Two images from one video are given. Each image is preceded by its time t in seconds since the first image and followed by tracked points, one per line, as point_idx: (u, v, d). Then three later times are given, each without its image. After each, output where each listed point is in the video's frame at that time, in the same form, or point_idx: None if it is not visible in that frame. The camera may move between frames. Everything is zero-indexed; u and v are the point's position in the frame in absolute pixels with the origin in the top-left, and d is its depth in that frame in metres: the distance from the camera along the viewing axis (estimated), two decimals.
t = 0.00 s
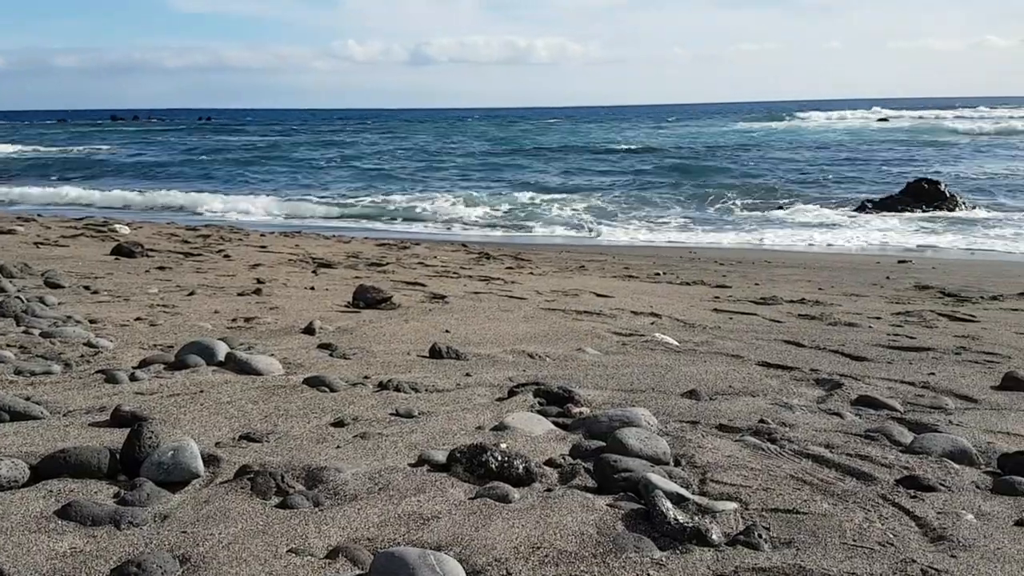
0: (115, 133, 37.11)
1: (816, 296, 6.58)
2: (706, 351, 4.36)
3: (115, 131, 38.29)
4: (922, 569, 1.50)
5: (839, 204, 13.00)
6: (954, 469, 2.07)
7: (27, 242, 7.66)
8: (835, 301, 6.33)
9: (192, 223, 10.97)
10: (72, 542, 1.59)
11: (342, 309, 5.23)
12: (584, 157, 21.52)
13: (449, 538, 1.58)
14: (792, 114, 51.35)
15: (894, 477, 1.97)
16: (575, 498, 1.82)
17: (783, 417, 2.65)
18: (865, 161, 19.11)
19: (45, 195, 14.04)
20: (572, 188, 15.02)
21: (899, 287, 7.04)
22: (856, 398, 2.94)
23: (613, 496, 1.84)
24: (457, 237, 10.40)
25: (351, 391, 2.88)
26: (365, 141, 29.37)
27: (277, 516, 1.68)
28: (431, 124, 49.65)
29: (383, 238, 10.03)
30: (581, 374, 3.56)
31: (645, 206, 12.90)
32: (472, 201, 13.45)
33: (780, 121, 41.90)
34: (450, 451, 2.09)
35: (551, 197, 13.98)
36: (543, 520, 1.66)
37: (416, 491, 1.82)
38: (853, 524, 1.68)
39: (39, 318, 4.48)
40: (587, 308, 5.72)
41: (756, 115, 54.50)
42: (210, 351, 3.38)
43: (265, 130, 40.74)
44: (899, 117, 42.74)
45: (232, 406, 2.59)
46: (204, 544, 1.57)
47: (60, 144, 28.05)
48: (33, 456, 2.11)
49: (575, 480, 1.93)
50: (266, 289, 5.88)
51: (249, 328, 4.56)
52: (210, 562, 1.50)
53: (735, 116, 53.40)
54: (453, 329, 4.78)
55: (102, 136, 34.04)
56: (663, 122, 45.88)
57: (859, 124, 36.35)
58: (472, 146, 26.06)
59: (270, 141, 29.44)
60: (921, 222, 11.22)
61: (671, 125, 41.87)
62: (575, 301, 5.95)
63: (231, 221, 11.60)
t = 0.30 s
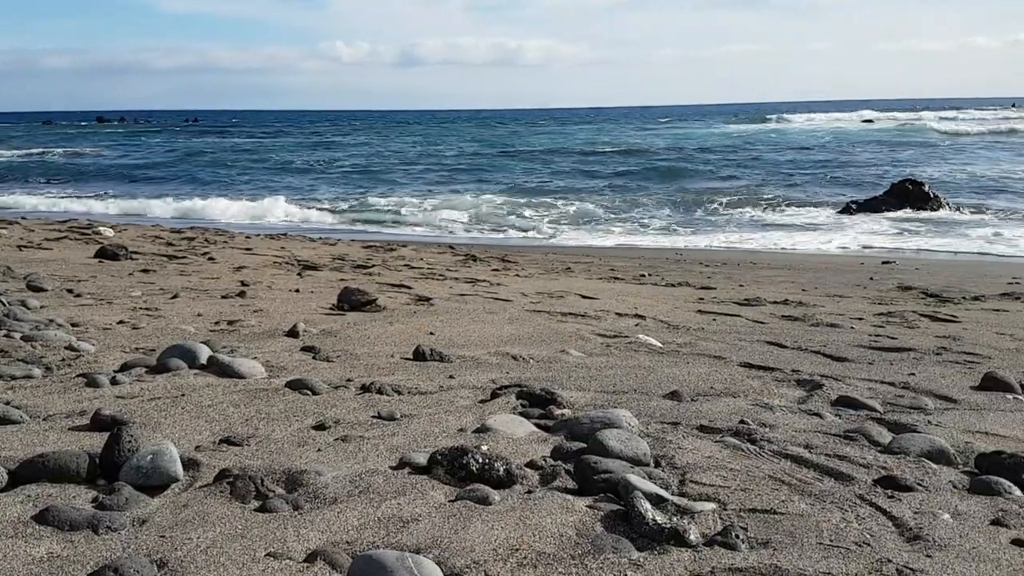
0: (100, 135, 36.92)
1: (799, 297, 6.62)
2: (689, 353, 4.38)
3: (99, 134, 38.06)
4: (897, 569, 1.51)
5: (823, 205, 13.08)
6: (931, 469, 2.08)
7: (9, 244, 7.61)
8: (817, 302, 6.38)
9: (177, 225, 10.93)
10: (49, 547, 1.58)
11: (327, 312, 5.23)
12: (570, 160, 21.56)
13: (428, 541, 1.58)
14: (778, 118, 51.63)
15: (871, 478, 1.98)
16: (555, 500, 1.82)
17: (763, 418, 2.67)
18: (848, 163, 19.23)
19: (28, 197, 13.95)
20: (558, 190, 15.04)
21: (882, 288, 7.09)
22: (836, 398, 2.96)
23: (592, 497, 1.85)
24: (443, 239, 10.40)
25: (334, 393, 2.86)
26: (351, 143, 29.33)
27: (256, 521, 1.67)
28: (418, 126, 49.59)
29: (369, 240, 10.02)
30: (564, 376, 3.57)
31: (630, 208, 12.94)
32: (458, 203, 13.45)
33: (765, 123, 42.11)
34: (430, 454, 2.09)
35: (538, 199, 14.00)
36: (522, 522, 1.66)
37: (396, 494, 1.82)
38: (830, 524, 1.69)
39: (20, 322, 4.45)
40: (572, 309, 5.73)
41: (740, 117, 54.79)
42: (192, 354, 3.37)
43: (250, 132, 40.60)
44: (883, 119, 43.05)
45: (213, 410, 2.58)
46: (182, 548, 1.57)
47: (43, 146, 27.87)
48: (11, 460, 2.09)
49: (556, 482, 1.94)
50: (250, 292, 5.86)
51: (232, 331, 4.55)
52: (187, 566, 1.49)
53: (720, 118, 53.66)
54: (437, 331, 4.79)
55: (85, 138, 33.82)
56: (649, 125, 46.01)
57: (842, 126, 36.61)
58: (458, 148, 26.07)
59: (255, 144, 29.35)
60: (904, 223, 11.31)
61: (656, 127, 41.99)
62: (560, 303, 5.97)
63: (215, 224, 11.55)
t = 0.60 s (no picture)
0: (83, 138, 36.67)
1: (781, 299, 6.65)
2: (671, 355, 4.39)
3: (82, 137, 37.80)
4: (870, 570, 1.52)
5: (807, 208, 13.15)
6: (907, 470, 2.10)
7: None
8: (799, 304, 6.41)
9: (160, 229, 10.88)
10: (22, 553, 1.57)
11: (309, 315, 5.21)
12: (555, 163, 21.57)
13: (403, 546, 1.58)
14: (762, 121, 51.86)
15: (847, 479, 2.00)
16: (533, 503, 1.82)
17: (742, 420, 2.68)
18: (831, 166, 19.34)
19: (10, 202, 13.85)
20: (543, 193, 15.06)
21: (864, 290, 7.14)
22: (815, 400, 2.98)
23: (571, 500, 1.85)
24: (428, 242, 10.39)
25: (314, 397, 2.84)
26: (336, 146, 29.26)
27: (232, 527, 1.66)
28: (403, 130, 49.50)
29: (353, 243, 9.99)
30: (545, 379, 3.57)
31: (615, 211, 12.97)
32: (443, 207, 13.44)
33: (749, 127, 42.30)
34: (409, 458, 2.08)
35: (523, 202, 14.00)
36: (499, 525, 1.66)
37: (374, 498, 1.81)
38: (805, 526, 1.70)
39: None
40: (556, 312, 5.74)
41: (725, 121, 55.06)
42: (171, 358, 3.35)
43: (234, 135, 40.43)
44: (866, 122, 43.35)
45: (191, 414, 2.56)
46: (157, 554, 1.56)
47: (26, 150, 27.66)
48: None
49: (534, 486, 1.94)
50: (232, 296, 5.83)
51: (213, 335, 4.53)
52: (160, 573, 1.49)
53: (705, 122, 53.89)
54: (419, 335, 4.78)
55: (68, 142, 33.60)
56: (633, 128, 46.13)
57: (826, 130, 36.80)
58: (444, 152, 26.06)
59: (239, 147, 29.24)
60: (886, 226, 11.38)
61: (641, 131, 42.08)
62: (544, 306, 5.97)
63: (198, 227, 11.50)
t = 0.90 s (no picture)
0: (61, 141, 36.37)
1: (760, 301, 6.69)
2: (649, 357, 4.41)
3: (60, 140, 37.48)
4: (839, 569, 1.53)
5: (786, 210, 13.24)
6: (878, 470, 2.12)
7: None
8: (778, 306, 6.45)
9: (138, 232, 10.79)
10: None
11: (288, 319, 5.18)
12: (535, 165, 21.58)
13: (375, 549, 1.57)
14: (742, 124, 52.15)
15: (818, 479, 2.01)
16: (506, 505, 1.82)
17: (717, 421, 2.69)
18: (810, 169, 19.48)
19: None
20: (525, 196, 15.07)
21: (841, 292, 7.19)
22: (789, 401, 3.00)
23: (544, 502, 1.85)
24: (409, 245, 10.37)
25: (289, 401, 2.83)
26: (317, 150, 29.16)
27: (202, 532, 1.65)
28: (384, 133, 49.39)
29: (334, 246, 9.95)
30: (523, 381, 3.57)
31: (596, 214, 13.00)
32: (424, 209, 13.42)
33: (730, 130, 42.50)
34: (382, 461, 2.07)
35: (504, 205, 14.01)
36: (471, 528, 1.66)
37: (346, 502, 1.80)
38: (775, 525, 1.71)
39: None
40: (536, 314, 5.74)
41: (705, 124, 55.33)
42: (145, 363, 3.32)
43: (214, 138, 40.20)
44: (844, 125, 43.67)
45: (164, 419, 2.54)
46: (126, 560, 1.54)
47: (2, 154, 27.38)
48: None
49: (508, 488, 1.94)
50: (210, 299, 5.80)
51: (189, 339, 4.49)
52: None
53: (686, 125, 54.11)
54: (398, 338, 4.77)
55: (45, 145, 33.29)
56: (614, 131, 46.25)
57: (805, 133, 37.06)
58: (425, 154, 26.04)
59: (219, 150, 29.05)
60: (864, 228, 11.48)
61: (622, 134, 42.22)
62: (524, 308, 5.97)
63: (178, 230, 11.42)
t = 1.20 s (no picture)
0: (36, 143, 35.92)
1: (736, 301, 6.74)
2: (624, 357, 4.42)
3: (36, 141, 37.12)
4: (803, 567, 1.54)
5: (764, 212, 13.33)
6: (846, 467, 2.13)
7: None
8: (754, 306, 6.50)
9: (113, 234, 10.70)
10: None
11: (263, 320, 5.15)
12: (515, 167, 21.59)
13: (342, 551, 1.57)
14: (721, 127, 52.44)
15: (786, 476, 2.03)
16: (475, 505, 1.82)
17: (689, 421, 2.70)
18: (788, 171, 19.63)
19: None
20: (504, 198, 15.09)
21: (817, 292, 7.25)
22: (761, 400, 3.02)
23: (514, 501, 1.85)
24: (388, 246, 10.35)
25: (260, 403, 2.81)
26: (295, 151, 29.03)
27: (168, 534, 1.64)
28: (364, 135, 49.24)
29: (313, 247, 9.91)
30: (497, 382, 3.57)
31: (575, 215, 13.03)
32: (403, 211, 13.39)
33: (708, 132, 42.70)
34: (352, 462, 2.06)
35: (484, 206, 14.02)
36: (439, 528, 1.66)
37: (314, 503, 1.79)
38: (742, 522, 1.72)
39: None
40: (513, 315, 5.75)
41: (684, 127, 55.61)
42: (116, 365, 3.29)
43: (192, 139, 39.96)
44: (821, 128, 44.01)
45: (133, 421, 2.51)
46: (89, 563, 1.53)
47: None
48: None
49: (478, 487, 1.93)
50: (185, 301, 5.75)
51: (163, 340, 4.46)
52: None
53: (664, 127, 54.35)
54: (374, 339, 4.75)
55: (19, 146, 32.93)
56: (595, 133, 46.43)
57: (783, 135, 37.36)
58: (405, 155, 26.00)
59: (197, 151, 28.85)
60: (840, 229, 11.58)
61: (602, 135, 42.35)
62: (501, 309, 5.98)
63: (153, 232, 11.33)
